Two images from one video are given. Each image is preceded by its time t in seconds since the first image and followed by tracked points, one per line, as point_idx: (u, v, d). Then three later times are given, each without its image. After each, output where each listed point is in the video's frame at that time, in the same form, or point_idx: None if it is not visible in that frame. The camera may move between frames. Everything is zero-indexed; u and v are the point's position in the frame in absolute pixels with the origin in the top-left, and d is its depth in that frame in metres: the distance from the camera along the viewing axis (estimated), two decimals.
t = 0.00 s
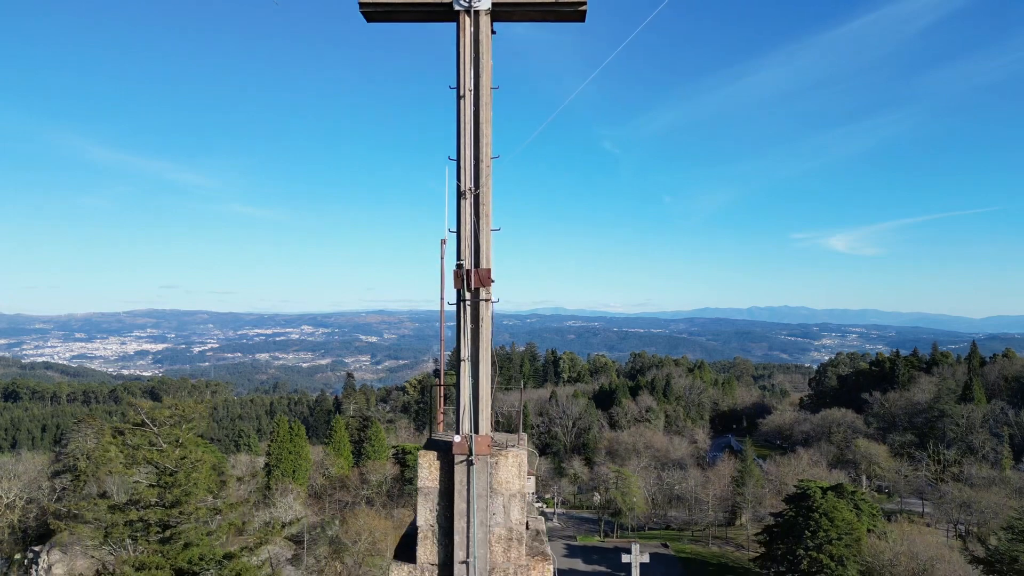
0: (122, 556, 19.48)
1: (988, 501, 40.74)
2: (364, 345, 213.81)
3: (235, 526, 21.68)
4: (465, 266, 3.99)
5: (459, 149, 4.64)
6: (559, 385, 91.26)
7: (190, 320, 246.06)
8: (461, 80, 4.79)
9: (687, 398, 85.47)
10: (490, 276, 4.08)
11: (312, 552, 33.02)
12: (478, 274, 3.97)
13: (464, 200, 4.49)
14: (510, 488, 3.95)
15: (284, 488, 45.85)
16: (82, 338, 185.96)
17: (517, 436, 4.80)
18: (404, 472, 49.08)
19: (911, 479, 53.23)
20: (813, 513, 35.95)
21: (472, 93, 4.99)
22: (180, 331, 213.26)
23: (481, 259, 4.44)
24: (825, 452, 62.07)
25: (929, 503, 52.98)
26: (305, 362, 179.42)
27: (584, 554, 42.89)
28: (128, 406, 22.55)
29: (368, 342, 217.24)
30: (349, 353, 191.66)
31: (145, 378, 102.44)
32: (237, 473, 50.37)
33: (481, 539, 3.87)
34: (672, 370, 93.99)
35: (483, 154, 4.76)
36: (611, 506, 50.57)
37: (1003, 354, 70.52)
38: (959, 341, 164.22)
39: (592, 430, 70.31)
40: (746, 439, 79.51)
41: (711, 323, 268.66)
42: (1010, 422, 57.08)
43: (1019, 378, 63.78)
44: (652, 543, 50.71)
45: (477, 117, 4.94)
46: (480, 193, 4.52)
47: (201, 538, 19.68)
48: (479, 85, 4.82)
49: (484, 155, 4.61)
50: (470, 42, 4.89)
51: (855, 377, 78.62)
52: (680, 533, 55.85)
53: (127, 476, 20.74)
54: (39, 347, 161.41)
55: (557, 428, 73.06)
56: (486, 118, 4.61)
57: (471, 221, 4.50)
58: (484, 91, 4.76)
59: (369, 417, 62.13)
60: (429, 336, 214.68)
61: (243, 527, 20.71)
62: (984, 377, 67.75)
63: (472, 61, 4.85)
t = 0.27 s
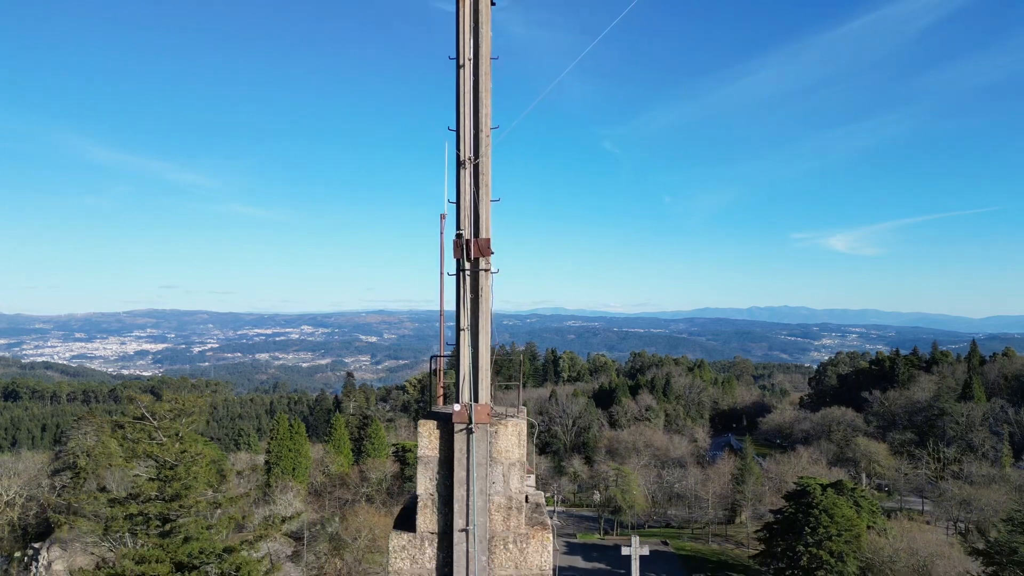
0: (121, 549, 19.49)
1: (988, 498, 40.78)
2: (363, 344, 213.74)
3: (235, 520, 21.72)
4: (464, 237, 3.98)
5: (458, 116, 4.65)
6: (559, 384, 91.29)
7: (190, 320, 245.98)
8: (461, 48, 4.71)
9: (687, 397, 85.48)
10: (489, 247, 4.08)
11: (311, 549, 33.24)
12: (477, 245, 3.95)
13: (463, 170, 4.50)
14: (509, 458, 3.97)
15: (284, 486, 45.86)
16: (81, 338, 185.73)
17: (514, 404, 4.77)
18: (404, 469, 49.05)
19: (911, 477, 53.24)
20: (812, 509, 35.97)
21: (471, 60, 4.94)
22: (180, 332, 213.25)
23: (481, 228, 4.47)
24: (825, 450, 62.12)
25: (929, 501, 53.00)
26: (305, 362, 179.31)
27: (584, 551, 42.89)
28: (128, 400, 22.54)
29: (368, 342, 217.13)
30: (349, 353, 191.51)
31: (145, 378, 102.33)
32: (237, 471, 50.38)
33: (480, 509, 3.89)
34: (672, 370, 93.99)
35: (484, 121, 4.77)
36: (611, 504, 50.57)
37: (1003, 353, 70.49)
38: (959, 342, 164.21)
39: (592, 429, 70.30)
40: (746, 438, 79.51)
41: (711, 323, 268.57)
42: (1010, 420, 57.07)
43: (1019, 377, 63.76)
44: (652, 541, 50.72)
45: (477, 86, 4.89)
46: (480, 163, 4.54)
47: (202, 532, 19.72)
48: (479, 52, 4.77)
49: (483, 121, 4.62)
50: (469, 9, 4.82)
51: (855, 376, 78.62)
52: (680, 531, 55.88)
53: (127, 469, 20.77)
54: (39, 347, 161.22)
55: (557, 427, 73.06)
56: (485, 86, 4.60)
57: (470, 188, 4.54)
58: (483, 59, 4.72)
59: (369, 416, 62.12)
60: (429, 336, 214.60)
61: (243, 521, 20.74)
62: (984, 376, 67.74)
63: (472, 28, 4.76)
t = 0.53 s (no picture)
0: (121, 541, 19.51)
1: (987, 494, 40.81)
2: (363, 344, 213.66)
3: (234, 512, 21.76)
4: (464, 200, 3.95)
5: (457, 79, 4.64)
6: (559, 383, 91.34)
7: (190, 320, 245.97)
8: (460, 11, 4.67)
9: (687, 396, 85.50)
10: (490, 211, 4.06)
11: (311, 546, 33.20)
12: (477, 209, 3.92)
13: (462, 134, 4.53)
14: (509, 422, 3.98)
15: (284, 483, 45.88)
16: (81, 338, 185.68)
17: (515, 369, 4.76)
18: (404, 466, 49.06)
19: (911, 475, 53.23)
20: (812, 505, 36.03)
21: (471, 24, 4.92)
22: (180, 332, 213.30)
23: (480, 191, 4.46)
24: (825, 447, 62.15)
25: (929, 499, 53.08)
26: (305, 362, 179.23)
27: (584, 548, 42.92)
28: (128, 392, 22.56)
29: (368, 342, 217.10)
30: (349, 353, 191.39)
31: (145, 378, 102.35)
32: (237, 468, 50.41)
33: (480, 471, 3.89)
34: (672, 369, 94.02)
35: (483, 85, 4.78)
36: (611, 502, 50.59)
37: (1003, 351, 70.52)
38: (959, 342, 164.13)
39: (592, 427, 70.31)
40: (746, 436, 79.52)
41: (711, 323, 268.53)
42: (1010, 418, 57.09)
43: (1019, 375, 63.80)
44: (652, 538, 50.72)
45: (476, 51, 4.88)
46: (479, 127, 4.56)
47: (202, 524, 19.76)
48: (479, 16, 4.76)
49: (483, 85, 4.63)
50: None
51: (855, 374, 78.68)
52: (680, 528, 55.89)
53: (128, 462, 20.80)
54: (39, 347, 161.15)
55: (557, 425, 73.08)
56: (485, 50, 4.58)
57: (470, 152, 4.57)
58: (482, 23, 4.71)
59: (369, 414, 62.13)
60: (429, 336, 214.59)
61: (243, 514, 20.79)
62: (984, 374, 67.72)
63: None
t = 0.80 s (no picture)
0: (121, 533, 19.51)
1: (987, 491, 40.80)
2: (363, 344, 213.58)
3: (234, 504, 21.80)
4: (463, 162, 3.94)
5: (457, 42, 4.65)
6: (559, 382, 91.32)
7: (190, 320, 245.89)
8: None
9: (687, 395, 85.58)
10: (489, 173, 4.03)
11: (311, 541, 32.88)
12: (477, 171, 3.90)
13: (461, 96, 4.57)
14: (509, 384, 3.98)
15: (283, 480, 45.89)
16: (81, 338, 185.56)
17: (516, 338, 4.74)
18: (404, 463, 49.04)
19: (911, 472, 53.21)
20: (812, 501, 36.10)
21: None
22: (180, 332, 213.34)
23: (479, 155, 4.46)
24: (824, 445, 62.21)
25: (929, 496, 53.12)
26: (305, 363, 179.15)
27: (584, 545, 42.93)
28: (128, 385, 22.54)
29: (368, 342, 217.04)
30: (349, 354, 191.25)
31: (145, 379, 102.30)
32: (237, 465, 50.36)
33: (480, 434, 3.90)
34: (672, 368, 94.08)
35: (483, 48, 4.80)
36: (611, 499, 50.61)
37: (1002, 350, 70.51)
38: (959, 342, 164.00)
39: (592, 426, 70.32)
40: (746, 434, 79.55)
41: (711, 323, 268.46)
42: (1010, 415, 57.10)
43: (1019, 373, 63.84)
44: (652, 535, 50.73)
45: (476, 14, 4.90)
46: (478, 90, 4.61)
47: (202, 517, 19.76)
48: None
49: (483, 47, 4.64)
50: None
51: (855, 373, 78.73)
52: (680, 525, 55.91)
53: (128, 454, 20.80)
54: (39, 347, 161.01)
55: (557, 424, 73.10)
56: (485, 12, 4.61)
57: (469, 116, 4.59)
58: None
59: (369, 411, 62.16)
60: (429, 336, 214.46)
61: (242, 507, 20.79)
62: (984, 372, 67.71)
63: None
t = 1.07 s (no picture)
0: (121, 525, 19.55)
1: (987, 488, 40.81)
2: (363, 344, 213.46)
3: (234, 497, 21.83)
4: (463, 125, 3.91)
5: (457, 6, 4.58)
6: (559, 380, 91.32)
7: (190, 320, 245.76)
8: None
9: (687, 394, 85.65)
10: (490, 136, 3.99)
11: (311, 537, 32.73)
12: (477, 133, 3.89)
13: (460, 59, 4.47)
14: (509, 346, 3.97)
15: (284, 476, 45.92)
16: (81, 337, 185.35)
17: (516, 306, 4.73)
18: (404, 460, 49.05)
19: (911, 470, 53.23)
20: (812, 496, 36.09)
21: None
22: (180, 331, 213.32)
23: (480, 119, 4.40)
24: (824, 443, 62.29)
25: (929, 493, 53.15)
26: (305, 362, 179.04)
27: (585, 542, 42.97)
28: (128, 378, 22.57)
29: (367, 342, 216.99)
30: (349, 354, 191.13)
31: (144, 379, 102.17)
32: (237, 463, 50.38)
33: (480, 395, 3.91)
34: (672, 366, 94.15)
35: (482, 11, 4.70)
36: (611, 496, 50.62)
37: (1002, 348, 70.51)
38: (959, 342, 163.98)
39: (591, 424, 70.33)
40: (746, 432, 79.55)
41: (711, 324, 268.32)
42: (1010, 413, 57.12)
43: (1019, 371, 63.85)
44: (652, 532, 50.75)
45: None
46: (478, 52, 4.52)
47: (202, 509, 19.80)
48: None
49: (483, 9, 4.55)
50: None
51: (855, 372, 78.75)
52: (680, 522, 55.95)
53: (128, 446, 20.85)
54: (39, 347, 160.71)
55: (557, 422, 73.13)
56: None
57: (470, 77, 4.47)
58: None
59: (369, 409, 62.18)
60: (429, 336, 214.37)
61: (243, 498, 20.85)
62: (984, 371, 67.72)
63: None
